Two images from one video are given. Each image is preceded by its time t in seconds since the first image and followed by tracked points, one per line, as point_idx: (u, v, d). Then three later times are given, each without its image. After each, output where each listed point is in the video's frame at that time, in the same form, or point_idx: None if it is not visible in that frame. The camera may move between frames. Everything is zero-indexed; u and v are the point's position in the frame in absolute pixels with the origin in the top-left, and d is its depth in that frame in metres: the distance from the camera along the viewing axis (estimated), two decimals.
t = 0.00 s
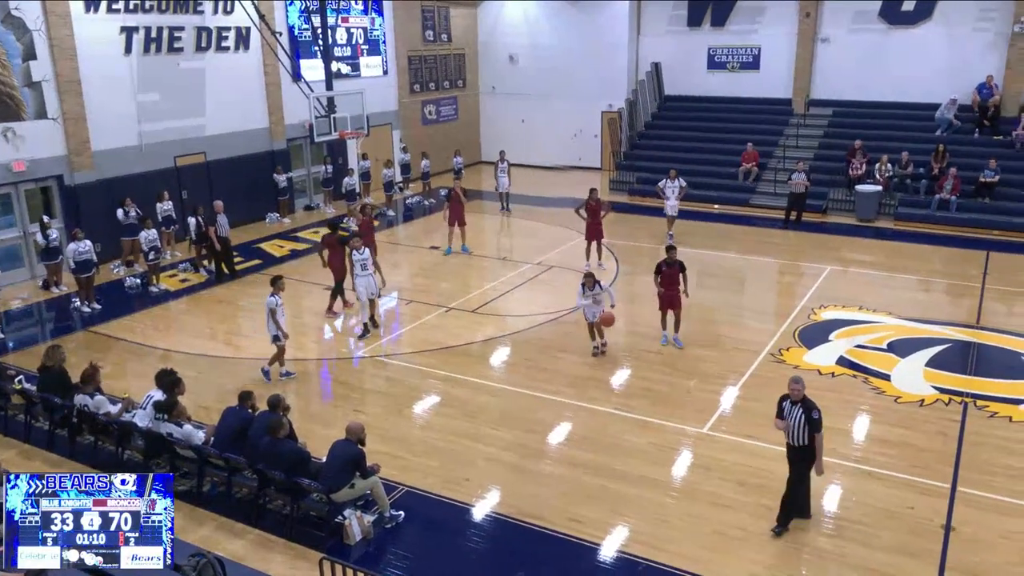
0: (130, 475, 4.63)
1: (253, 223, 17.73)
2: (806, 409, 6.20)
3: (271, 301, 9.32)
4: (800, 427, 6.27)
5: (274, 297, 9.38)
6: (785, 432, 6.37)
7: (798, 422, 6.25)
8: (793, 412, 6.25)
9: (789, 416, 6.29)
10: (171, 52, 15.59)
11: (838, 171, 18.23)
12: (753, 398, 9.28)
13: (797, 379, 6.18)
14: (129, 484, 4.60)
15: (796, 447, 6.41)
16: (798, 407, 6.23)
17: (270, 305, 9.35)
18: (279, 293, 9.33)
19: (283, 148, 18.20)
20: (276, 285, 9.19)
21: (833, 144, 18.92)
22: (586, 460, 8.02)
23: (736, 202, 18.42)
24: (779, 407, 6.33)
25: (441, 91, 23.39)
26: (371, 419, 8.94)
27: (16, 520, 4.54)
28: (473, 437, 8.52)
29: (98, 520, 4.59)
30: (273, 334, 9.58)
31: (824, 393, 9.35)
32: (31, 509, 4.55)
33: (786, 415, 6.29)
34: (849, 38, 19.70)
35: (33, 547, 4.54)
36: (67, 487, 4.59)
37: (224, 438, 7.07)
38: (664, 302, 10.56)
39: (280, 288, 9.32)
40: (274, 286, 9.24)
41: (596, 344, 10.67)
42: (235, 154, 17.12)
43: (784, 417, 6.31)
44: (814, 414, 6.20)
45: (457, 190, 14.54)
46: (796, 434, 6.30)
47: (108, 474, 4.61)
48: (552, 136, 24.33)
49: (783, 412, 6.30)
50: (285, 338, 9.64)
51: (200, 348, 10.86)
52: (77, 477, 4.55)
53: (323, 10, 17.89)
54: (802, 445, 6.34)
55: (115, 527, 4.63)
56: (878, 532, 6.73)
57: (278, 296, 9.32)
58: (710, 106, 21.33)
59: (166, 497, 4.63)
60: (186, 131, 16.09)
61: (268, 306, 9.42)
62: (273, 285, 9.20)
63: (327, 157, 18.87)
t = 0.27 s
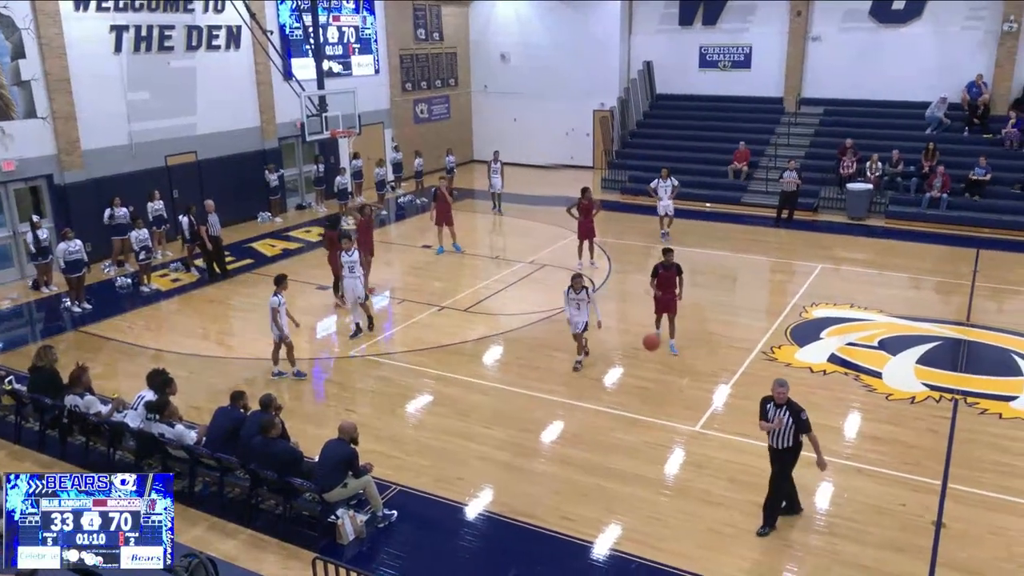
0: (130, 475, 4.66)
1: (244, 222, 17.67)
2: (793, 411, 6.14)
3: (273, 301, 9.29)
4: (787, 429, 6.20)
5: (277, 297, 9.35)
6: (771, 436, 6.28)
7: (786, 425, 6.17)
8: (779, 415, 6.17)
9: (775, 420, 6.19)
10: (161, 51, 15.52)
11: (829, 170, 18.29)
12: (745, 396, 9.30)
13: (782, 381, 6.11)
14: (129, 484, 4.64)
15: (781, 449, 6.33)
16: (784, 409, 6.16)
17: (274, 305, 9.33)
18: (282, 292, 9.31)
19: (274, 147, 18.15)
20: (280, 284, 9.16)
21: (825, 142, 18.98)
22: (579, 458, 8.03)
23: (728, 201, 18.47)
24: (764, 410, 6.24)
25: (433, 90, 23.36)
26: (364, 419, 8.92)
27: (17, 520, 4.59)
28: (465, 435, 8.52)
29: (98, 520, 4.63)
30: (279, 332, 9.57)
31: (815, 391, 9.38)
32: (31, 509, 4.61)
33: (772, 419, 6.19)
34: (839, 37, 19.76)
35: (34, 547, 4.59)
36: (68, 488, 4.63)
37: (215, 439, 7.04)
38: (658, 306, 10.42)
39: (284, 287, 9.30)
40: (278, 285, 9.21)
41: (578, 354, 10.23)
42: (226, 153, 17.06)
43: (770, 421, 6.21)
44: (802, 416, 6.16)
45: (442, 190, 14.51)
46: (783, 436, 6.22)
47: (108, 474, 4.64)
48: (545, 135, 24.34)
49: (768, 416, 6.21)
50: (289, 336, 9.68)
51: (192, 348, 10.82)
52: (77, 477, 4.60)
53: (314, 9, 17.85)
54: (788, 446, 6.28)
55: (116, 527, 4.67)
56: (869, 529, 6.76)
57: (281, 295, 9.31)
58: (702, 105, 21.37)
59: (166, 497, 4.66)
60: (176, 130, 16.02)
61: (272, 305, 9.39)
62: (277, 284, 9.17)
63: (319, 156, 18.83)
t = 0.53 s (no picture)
0: (130, 475, 4.68)
1: (234, 221, 17.61)
2: (777, 413, 6.17)
3: (279, 302, 9.28)
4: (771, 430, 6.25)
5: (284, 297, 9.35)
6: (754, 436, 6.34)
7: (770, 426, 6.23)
8: (764, 417, 6.20)
9: (760, 421, 6.23)
10: (151, 49, 15.44)
11: (819, 168, 18.36)
12: (736, 394, 9.33)
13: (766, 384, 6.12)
14: (129, 484, 4.67)
15: (764, 451, 6.37)
16: (768, 411, 6.19)
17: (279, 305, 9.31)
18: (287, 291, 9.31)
19: (265, 146, 18.09)
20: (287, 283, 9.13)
21: (814, 141, 19.05)
22: (571, 456, 8.03)
23: (719, 199, 18.52)
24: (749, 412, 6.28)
25: (424, 89, 23.32)
26: (355, 418, 8.91)
27: (17, 520, 4.62)
28: (457, 434, 8.52)
29: (98, 520, 4.66)
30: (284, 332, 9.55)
31: (806, 388, 9.42)
32: (31, 509, 4.63)
33: (756, 421, 6.24)
34: (829, 36, 19.84)
35: (34, 547, 4.62)
36: (67, 487, 4.65)
37: (206, 439, 7.02)
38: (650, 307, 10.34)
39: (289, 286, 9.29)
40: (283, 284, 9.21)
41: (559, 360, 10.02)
42: (215, 152, 16.99)
43: (754, 422, 6.25)
44: (785, 418, 6.20)
45: (429, 189, 14.44)
46: (767, 438, 6.28)
47: (108, 474, 4.67)
48: (536, 134, 24.34)
49: (752, 417, 6.25)
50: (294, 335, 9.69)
51: (182, 348, 10.78)
52: (76, 477, 4.62)
53: (304, 8, 17.80)
54: (772, 447, 6.32)
55: (116, 527, 4.70)
56: (860, 526, 6.79)
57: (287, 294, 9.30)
58: (693, 104, 21.41)
59: (166, 497, 4.70)
60: (166, 129, 15.94)
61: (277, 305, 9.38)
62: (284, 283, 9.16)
63: (310, 155, 18.77)
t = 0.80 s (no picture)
0: (130, 475, 4.72)
1: (225, 221, 17.54)
2: (760, 413, 6.17)
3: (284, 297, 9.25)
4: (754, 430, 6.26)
5: (287, 292, 9.34)
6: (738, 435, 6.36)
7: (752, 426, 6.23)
8: (747, 417, 6.21)
9: (743, 420, 6.25)
10: (139, 48, 15.36)
11: (809, 166, 18.43)
12: (728, 392, 9.35)
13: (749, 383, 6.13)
14: (129, 484, 4.69)
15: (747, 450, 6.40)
16: (751, 410, 6.20)
17: (284, 302, 9.32)
18: (291, 289, 9.29)
19: (255, 145, 18.03)
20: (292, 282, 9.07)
21: (804, 139, 19.12)
22: (563, 455, 8.04)
23: (710, 197, 18.56)
24: (733, 410, 6.30)
25: (415, 87, 23.29)
26: (346, 417, 8.89)
27: (16, 520, 4.62)
28: (449, 433, 8.51)
29: (98, 520, 4.66)
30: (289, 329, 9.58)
31: (797, 386, 9.45)
32: (31, 509, 4.64)
33: (740, 420, 6.25)
34: (818, 34, 19.90)
35: (34, 547, 4.62)
36: (67, 488, 4.67)
37: (197, 439, 6.99)
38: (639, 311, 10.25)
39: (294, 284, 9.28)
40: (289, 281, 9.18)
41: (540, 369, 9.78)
42: (205, 152, 16.92)
43: (738, 421, 6.27)
44: (767, 419, 6.19)
45: (419, 188, 14.39)
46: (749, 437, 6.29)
47: (108, 474, 4.70)
48: (527, 132, 24.35)
49: (736, 416, 6.26)
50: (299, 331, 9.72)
51: (173, 348, 10.73)
52: (77, 477, 4.64)
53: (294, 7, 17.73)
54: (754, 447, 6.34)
55: (116, 527, 4.71)
56: (850, 522, 6.83)
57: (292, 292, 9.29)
58: (684, 102, 21.45)
59: (166, 497, 4.72)
60: (155, 128, 15.87)
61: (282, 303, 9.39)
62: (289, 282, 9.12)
63: (300, 154, 18.74)
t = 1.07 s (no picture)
0: (130, 475, 4.70)
1: (215, 220, 17.48)
2: (740, 412, 6.19)
3: (286, 296, 9.33)
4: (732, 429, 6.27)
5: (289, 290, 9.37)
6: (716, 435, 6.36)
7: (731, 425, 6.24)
8: (727, 416, 6.22)
9: (722, 419, 6.26)
10: (129, 47, 15.28)
11: (800, 164, 18.49)
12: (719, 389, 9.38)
13: (729, 383, 6.13)
14: (129, 484, 4.68)
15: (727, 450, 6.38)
16: (731, 409, 6.21)
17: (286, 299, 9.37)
18: (294, 286, 9.36)
19: (245, 144, 17.98)
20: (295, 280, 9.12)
21: (795, 137, 19.17)
22: (556, 453, 8.05)
23: (701, 196, 18.60)
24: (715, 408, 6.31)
25: (406, 86, 23.25)
26: (338, 417, 8.88)
27: (17, 520, 4.61)
28: (442, 432, 8.51)
29: (98, 520, 4.65)
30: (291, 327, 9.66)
31: (788, 384, 9.48)
32: (31, 509, 4.63)
33: (719, 419, 6.26)
34: (809, 33, 19.96)
35: (34, 547, 4.61)
36: (67, 487, 4.66)
37: (189, 439, 6.97)
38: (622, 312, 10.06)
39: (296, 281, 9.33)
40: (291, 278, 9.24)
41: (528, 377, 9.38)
42: (195, 151, 16.85)
43: (717, 420, 6.28)
44: (746, 418, 6.20)
45: (409, 188, 14.36)
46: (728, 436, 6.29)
47: (108, 474, 4.68)
48: (518, 131, 24.34)
49: (716, 415, 6.28)
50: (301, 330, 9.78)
51: (164, 348, 10.69)
52: (76, 477, 4.63)
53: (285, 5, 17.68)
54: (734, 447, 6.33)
55: (115, 527, 4.69)
56: (841, 519, 6.86)
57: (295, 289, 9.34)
58: (675, 101, 21.48)
59: (166, 497, 4.70)
60: (144, 127, 15.80)
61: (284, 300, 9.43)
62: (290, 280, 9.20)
63: (291, 153, 18.68)
